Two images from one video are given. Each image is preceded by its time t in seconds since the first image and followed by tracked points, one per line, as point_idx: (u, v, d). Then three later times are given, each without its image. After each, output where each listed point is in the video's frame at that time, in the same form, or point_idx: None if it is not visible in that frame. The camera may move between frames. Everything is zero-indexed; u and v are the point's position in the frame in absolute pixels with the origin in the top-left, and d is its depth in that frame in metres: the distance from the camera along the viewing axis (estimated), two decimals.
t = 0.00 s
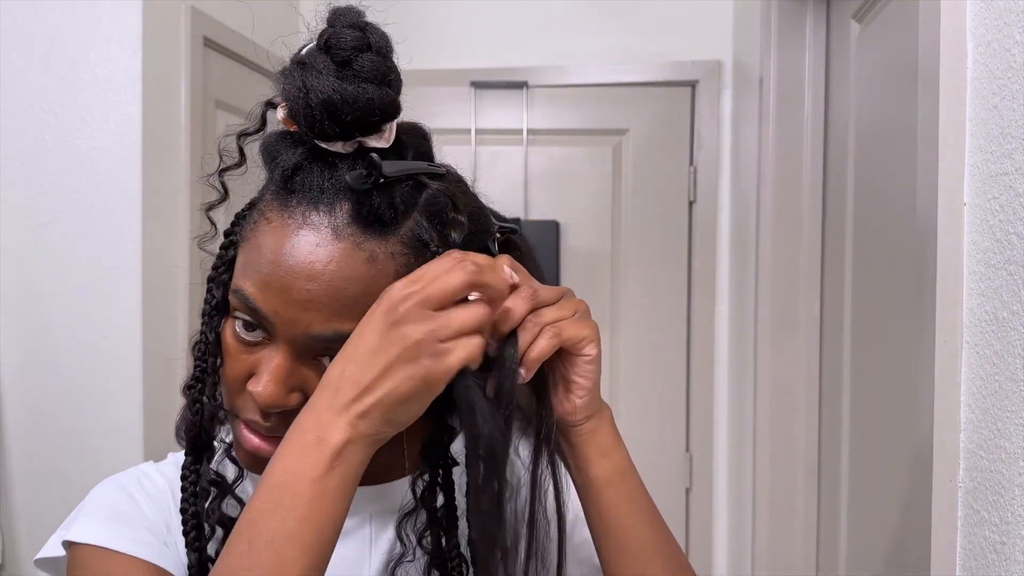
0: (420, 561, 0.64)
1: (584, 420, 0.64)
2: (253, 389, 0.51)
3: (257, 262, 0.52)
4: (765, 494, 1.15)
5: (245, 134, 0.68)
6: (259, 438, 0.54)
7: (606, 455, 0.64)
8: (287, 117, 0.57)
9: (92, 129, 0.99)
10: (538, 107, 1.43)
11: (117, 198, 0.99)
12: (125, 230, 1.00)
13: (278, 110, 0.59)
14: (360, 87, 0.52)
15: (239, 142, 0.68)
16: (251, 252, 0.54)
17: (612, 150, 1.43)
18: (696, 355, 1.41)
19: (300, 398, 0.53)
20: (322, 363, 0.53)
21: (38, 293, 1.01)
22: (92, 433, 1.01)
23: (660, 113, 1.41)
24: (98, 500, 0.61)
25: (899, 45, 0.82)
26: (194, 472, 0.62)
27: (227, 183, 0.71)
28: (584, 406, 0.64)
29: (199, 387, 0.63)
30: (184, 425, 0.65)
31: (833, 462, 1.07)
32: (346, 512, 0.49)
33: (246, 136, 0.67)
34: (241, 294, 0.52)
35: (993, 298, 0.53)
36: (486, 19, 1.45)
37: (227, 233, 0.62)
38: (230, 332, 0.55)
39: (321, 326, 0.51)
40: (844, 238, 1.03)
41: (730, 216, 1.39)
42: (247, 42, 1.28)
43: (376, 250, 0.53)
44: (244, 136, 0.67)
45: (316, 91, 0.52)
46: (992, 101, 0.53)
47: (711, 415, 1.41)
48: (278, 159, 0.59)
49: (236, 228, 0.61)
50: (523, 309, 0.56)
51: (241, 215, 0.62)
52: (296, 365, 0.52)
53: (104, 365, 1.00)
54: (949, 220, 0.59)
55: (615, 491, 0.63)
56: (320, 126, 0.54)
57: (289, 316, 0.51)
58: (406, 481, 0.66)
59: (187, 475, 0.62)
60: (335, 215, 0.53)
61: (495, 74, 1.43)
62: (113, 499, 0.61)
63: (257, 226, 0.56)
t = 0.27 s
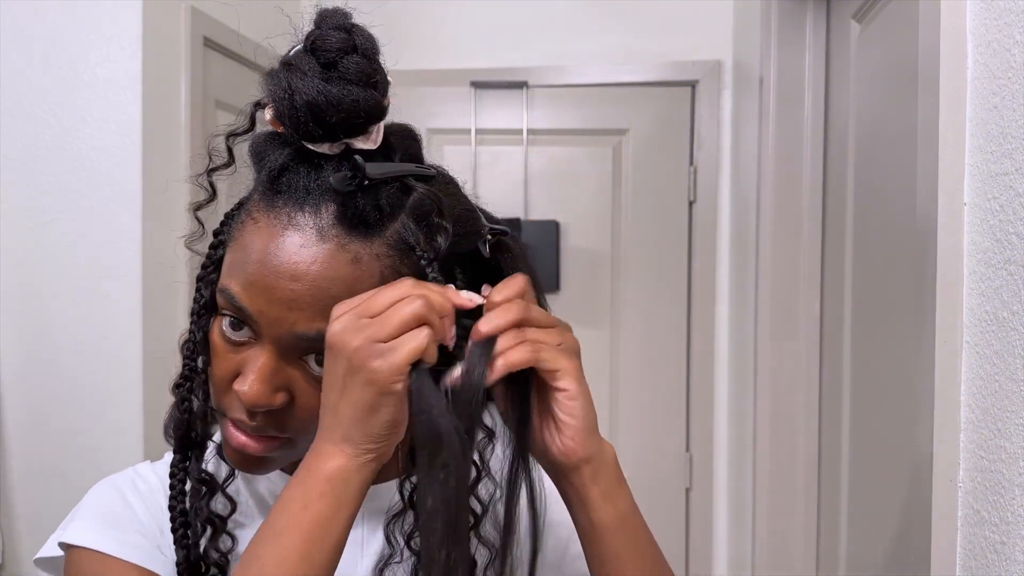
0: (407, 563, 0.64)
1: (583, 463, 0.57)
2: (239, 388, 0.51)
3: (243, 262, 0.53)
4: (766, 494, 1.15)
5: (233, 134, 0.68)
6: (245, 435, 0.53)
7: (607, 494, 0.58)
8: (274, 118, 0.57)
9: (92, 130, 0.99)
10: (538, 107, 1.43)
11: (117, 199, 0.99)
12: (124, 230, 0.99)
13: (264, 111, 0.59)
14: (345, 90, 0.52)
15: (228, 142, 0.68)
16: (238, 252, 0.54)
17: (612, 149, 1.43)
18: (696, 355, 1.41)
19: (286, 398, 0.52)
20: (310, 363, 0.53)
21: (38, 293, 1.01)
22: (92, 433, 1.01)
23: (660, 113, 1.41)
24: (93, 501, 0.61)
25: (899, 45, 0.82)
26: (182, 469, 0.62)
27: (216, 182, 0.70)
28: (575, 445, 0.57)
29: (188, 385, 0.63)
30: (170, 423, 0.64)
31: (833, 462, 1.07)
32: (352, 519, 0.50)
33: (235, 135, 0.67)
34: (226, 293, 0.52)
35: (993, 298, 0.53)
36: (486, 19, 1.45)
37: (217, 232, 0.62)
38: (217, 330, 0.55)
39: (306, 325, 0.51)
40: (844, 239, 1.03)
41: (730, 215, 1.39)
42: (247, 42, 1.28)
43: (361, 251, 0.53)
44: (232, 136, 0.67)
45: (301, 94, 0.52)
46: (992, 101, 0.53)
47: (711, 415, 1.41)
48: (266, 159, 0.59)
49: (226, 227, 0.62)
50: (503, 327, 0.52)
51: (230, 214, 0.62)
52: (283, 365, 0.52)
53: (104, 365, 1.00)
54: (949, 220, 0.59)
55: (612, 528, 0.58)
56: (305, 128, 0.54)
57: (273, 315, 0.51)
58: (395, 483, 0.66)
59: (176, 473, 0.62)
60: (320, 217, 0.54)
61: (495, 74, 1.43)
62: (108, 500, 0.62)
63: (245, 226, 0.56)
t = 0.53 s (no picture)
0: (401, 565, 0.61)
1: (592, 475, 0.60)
2: (231, 389, 0.51)
3: (237, 263, 0.53)
4: (766, 494, 1.15)
5: (232, 133, 0.68)
6: (236, 433, 0.54)
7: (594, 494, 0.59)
8: (273, 120, 0.57)
9: (92, 130, 1.00)
10: (538, 107, 1.43)
11: (117, 198, 0.99)
12: (124, 230, 0.99)
13: (264, 112, 0.59)
14: (344, 96, 0.52)
15: (227, 141, 0.68)
16: (234, 252, 0.54)
17: (612, 150, 1.43)
18: (696, 355, 1.41)
19: (278, 400, 0.52)
20: (301, 365, 0.53)
21: (38, 293, 1.01)
22: (92, 434, 1.01)
23: (660, 113, 1.41)
24: (85, 500, 0.62)
25: (899, 45, 0.82)
26: (172, 468, 0.62)
27: (213, 181, 0.71)
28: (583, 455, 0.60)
29: (181, 383, 0.63)
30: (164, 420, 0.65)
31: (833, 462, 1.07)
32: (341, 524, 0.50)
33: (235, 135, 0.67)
34: (221, 293, 0.53)
35: (993, 298, 0.53)
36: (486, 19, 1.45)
37: (213, 231, 0.62)
38: (211, 329, 0.55)
39: (299, 328, 0.51)
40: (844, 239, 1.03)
41: (730, 215, 1.39)
42: (246, 42, 1.28)
43: (356, 256, 0.53)
44: (231, 136, 0.68)
45: (300, 98, 0.52)
46: (992, 101, 0.53)
47: (711, 415, 1.41)
48: (264, 160, 0.59)
49: (222, 226, 0.62)
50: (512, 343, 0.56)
51: (226, 214, 0.62)
52: (275, 366, 0.52)
53: (104, 365, 1.00)
54: (949, 220, 0.59)
55: (608, 532, 0.59)
56: (303, 131, 0.54)
57: (266, 317, 0.51)
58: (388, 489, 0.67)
59: (167, 472, 0.62)
60: (316, 220, 0.54)
61: (495, 74, 1.43)
62: (100, 499, 0.62)
63: (241, 227, 0.56)
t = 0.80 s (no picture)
0: None
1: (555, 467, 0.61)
2: (228, 387, 0.51)
3: (240, 262, 0.53)
4: (765, 494, 1.15)
5: (240, 132, 0.68)
6: (229, 431, 0.53)
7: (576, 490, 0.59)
8: (281, 120, 0.56)
9: (92, 130, 0.99)
10: (537, 107, 1.43)
11: (117, 198, 0.99)
12: (124, 230, 0.99)
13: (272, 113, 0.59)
14: (356, 100, 0.52)
15: (234, 138, 0.68)
16: (236, 250, 0.54)
17: (612, 150, 1.43)
18: (696, 355, 1.41)
19: (274, 399, 0.52)
20: (299, 366, 0.53)
21: (37, 293, 1.01)
22: (92, 434, 1.01)
23: (660, 113, 1.41)
24: (73, 496, 0.61)
25: (898, 45, 0.82)
26: (166, 465, 0.62)
27: (220, 180, 0.71)
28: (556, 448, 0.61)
29: (177, 380, 0.62)
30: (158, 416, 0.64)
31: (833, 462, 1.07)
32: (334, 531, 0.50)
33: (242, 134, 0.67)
34: (222, 291, 0.52)
35: (993, 298, 0.53)
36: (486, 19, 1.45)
37: (215, 227, 0.62)
38: (210, 326, 0.55)
39: (299, 329, 0.51)
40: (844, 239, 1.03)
41: (730, 215, 1.39)
42: (246, 42, 1.28)
43: (360, 259, 0.53)
44: (239, 134, 0.68)
45: (311, 100, 0.51)
46: (992, 101, 0.53)
47: (711, 415, 1.41)
48: (271, 161, 0.59)
49: (224, 223, 0.62)
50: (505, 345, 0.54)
51: (229, 212, 0.62)
52: (273, 367, 0.52)
53: (104, 365, 1.00)
54: (949, 220, 0.59)
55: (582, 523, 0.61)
56: (313, 134, 0.54)
57: (267, 317, 0.51)
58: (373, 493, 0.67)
59: (161, 468, 0.62)
60: (321, 223, 0.54)
61: (495, 74, 1.43)
62: (89, 495, 0.61)
63: (244, 225, 0.56)
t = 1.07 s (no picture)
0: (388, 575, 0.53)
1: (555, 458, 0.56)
2: (222, 391, 0.51)
3: (238, 265, 0.53)
4: (765, 494, 1.15)
5: (241, 132, 0.68)
6: (223, 434, 0.53)
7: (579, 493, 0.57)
8: (282, 124, 0.56)
9: (92, 130, 0.99)
10: (537, 107, 1.43)
11: (116, 198, 0.99)
12: (124, 230, 0.99)
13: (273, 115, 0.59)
14: (357, 106, 0.51)
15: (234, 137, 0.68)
16: (234, 253, 0.54)
17: (612, 150, 1.43)
18: (696, 354, 1.41)
19: (269, 403, 0.52)
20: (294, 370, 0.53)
21: (37, 294, 1.01)
22: (91, 434, 1.01)
23: (660, 113, 1.41)
24: (64, 497, 0.61)
25: (899, 45, 0.82)
26: (161, 466, 0.62)
27: (220, 181, 0.71)
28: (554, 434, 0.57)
29: (171, 381, 0.62)
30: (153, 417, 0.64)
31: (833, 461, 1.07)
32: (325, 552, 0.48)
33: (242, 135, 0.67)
34: (219, 294, 0.52)
35: (993, 298, 0.53)
36: (486, 19, 1.45)
37: (213, 227, 0.62)
38: (205, 328, 0.55)
39: (296, 334, 0.51)
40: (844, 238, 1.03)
41: (730, 215, 1.39)
42: (246, 42, 1.28)
43: (358, 265, 0.53)
44: (240, 135, 0.68)
45: (312, 105, 0.51)
46: (992, 101, 0.53)
47: (711, 416, 1.41)
48: (271, 164, 0.59)
49: (222, 224, 0.62)
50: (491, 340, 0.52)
51: (227, 213, 0.62)
52: (268, 371, 0.52)
53: (104, 365, 1.00)
54: (949, 220, 0.59)
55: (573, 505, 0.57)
56: (314, 139, 0.53)
57: (264, 322, 0.51)
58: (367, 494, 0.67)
59: (156, 470, 0.61)
60: (320, 227, 0.54)
61: (495, 74, 1.43)
62: (81, 497, 0.61)
63: (242, 228, 0.56)
